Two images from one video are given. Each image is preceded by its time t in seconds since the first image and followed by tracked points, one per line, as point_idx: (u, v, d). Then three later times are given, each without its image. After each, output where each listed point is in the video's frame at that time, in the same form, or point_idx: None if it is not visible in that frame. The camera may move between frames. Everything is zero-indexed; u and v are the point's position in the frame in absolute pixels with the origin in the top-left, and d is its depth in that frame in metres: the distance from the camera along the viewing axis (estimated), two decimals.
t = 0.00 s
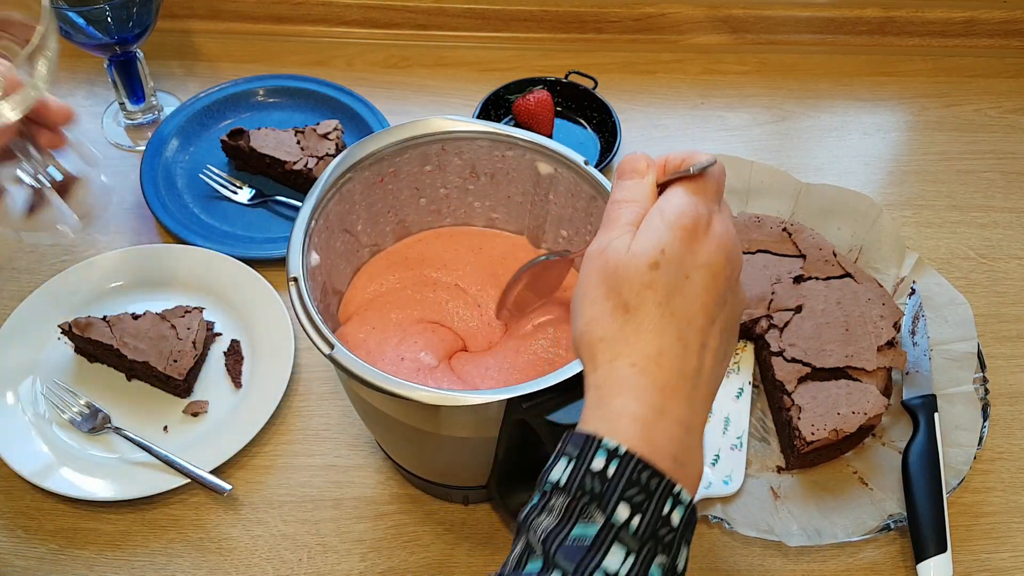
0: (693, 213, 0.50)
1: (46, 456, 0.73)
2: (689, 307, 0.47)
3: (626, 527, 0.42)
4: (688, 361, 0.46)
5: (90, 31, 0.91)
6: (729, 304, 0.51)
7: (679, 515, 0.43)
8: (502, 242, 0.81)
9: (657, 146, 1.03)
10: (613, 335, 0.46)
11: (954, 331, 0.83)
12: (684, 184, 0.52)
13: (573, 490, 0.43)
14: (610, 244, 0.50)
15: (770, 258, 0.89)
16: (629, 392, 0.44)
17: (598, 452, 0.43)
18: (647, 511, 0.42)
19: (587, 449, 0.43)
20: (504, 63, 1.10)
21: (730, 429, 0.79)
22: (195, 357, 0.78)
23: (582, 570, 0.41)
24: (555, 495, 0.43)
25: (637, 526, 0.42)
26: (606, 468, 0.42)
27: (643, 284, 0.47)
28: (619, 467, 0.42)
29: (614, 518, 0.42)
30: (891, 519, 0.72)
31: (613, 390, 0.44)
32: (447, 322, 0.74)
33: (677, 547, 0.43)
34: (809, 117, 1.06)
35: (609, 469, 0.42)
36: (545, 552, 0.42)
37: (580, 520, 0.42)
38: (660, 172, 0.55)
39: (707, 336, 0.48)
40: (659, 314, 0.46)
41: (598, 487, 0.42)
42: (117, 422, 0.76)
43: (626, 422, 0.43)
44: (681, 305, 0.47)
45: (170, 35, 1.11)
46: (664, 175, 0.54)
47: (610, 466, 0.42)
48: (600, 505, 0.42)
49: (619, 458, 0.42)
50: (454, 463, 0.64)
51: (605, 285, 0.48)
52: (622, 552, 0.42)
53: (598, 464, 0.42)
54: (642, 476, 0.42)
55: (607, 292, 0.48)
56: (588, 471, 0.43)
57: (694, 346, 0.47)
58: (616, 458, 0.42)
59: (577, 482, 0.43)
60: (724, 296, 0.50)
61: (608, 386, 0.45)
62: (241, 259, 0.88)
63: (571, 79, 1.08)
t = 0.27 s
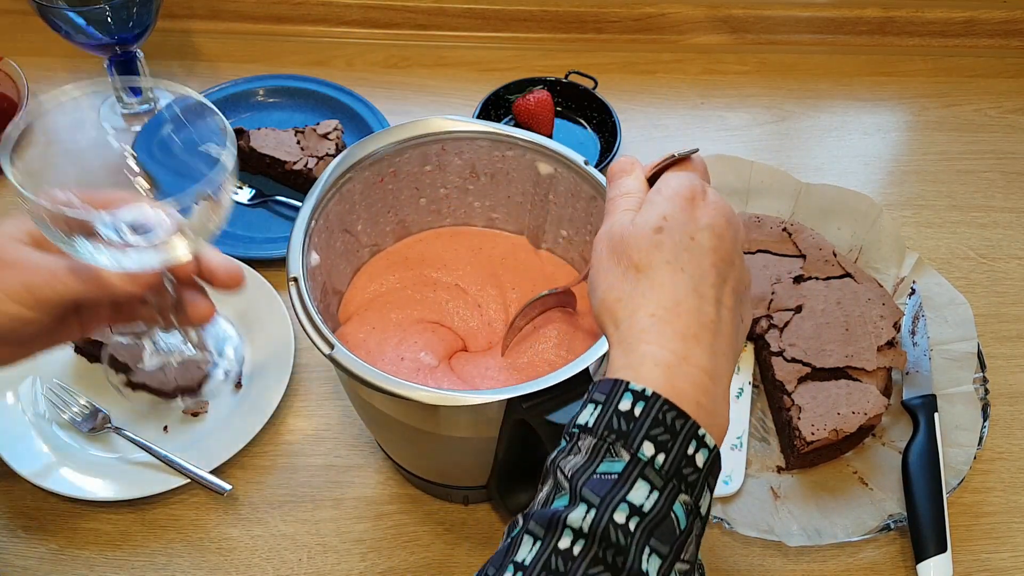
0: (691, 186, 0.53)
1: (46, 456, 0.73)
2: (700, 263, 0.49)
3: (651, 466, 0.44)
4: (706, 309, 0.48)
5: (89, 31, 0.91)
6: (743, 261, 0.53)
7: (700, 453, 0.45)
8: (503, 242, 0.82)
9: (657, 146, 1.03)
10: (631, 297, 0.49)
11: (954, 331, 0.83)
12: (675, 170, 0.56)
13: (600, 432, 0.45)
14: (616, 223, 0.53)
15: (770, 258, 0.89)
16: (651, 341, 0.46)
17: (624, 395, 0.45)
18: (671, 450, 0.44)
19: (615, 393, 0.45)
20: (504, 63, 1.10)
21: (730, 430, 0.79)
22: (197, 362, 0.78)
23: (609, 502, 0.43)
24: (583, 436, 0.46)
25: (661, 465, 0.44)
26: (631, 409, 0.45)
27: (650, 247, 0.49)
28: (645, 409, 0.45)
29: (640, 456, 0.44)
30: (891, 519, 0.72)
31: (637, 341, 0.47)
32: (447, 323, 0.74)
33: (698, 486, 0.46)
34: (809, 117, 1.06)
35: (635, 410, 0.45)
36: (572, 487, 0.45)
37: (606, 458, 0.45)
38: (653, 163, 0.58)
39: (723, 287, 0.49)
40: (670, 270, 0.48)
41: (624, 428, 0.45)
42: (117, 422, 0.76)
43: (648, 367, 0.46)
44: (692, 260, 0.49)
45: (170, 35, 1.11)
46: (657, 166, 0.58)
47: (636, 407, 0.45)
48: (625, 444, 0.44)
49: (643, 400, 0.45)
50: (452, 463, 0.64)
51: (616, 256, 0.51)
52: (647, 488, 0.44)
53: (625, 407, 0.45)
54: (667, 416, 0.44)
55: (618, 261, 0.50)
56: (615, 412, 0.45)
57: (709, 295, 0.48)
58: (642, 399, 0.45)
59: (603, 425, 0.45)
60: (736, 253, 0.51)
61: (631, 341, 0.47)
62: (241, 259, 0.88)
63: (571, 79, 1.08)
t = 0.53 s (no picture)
0: (668, 202, 0.56)
1: (46, 456, 0.73)
2: (674, 271, 0.51)
3: (625, 457, 0.45)
4: (677, 313, 0.50)
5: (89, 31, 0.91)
6: (721, 274, 0.55)
7: (672, 445, 0.46)
8: (506, 249, 0.82)
9: (657, 146, 1.03)
10: (606, 300, 0.51)
11: (954, 331, 0.83)
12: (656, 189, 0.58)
13: (576, 426, 0.46)
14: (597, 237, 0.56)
15: (770, 258, 0.89)
16: (622, 339, 0.48)
17: (597, 391, 0.46)
18: (643, 441, 0.45)
19: (588, 389, 0.47)
20: (504, 63, 1.10)
21: (731, 430, 0.79)
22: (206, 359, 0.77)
23: (584, 490, 0.44)
24: (560, 432, 0.47)
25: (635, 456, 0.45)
26: (603, 403, 0.46)
27: (627, 256, 0.52)
28: (618, 402, 0.46)
29: (613, 447, 0.45)
30: (890, 519, 0.71)
31: (610, 339, 0.49)
32: (448, 328, 0.75)
33: (673, 478, 0.46)
34: (809, 117, 1.06)
35: (607, 403, 0.46)
36: (550, 479, 0.46)
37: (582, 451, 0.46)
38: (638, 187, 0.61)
39: (698, 293, 0.51)
40: (646, 276, 0.51)
41: (598, 421, 0.46)
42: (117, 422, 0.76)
43: (620, 364, 0.47)
44: (667, 268, 0.51)
45: (170, 35, 1.11)
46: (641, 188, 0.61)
47: (608, 400, 0.46)
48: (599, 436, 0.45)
49: (614, 393, 0.46)
50: (451, 464, 0.64)
51: (594, 266, 0.53)
52: (620, 477, 0.45)
53: (597, 400, 0.46)
54: (638, 408, 0.46)
55: (596, 269, 0.53)
56: (588, 408, 0.46)
57: (683, 300, 0.50)
58: (614, 394, 0.46)
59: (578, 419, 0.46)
60: (712, 264, 0.53)
61: (605, 339, 0.49)
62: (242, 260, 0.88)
63: (571, 79, 1.08)
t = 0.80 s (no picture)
0: (696, 222, 0.54)
1: (45, 456, 0.72)
2: (699, 295, 0.50)
3: (646, 483, 0.44)
4: (699, 340, 0.48)
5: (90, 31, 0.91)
6: (741, 303, 0.53)
7: (692, 471, 0.46)
8: (512, 261, 0.83)
9: (657, 146, 1.03)
10: (628, 317, 0.49)
11: (953, 331, 0.83)
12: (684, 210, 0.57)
13: (596, 449, 0.45)
14: (618, 248, 0.54)
15: (770, 257, 0.89)
16: (644, 360, 0.47)
17: (620, 412, 0.45)
18: (665, 467, 0.45)
19: (610, 410, 0.45)
20: (503, 63, 1.10)
21: (730, 429, 0.79)
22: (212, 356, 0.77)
23: (605, 515, 0.43)
24: (579, 453, 0.45)
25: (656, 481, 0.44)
26: (625, 426, 0.45)
27: (653, 275, 0.51)
28: (641, 425, 0.45)
29: (636, 472, 0.44)
30: (889, 520, 0.72)
31: (630, 359, 0.47)
32: (450, 334, 0.75)
33: (692, 504, 0.46)
34: (808, 117, 1.07)
35: (629, 427, 0.45)
36: (569, 503, 0.44)
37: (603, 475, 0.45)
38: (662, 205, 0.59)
39: (719, 320, 0.50)
40: (671, 297, 0.49)
41: (619, 445, 0.44)
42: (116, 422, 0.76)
43: (640, 386, 0.46)
44: (692, 292, 0.50)
45: (170, 35, 1.11)
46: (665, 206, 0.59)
47: (631, 424, 0.45)
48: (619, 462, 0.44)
49: (637, 417, 0.45)
50: (450, 465, 0.64)
51: (616, 280, 0.51)
52: (643, 503, 0.44)
53: (619, 424, 0.45)
54: (661, 433, 0.45)
55: (618, 284, 0.51)
56: (610, 429, 0.45)
57: (705, 326, 0.49)
58: (637, 416, 0.45)
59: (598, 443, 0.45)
60: (734, 293, 0.52)
61: (625, 358, 0.47)
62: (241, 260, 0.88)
63: (571, 79, 1.08)
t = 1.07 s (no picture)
0: (738, 267, 0.51)
1: (45, 456, 0.72)
2: (730, 350, 0.49)
3: (657, 541, 0.44)
4: (722, 398, 0.48)
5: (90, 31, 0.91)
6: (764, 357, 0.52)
7: (700, 531, 0.46)
8: (513, 263, 0.83)
9: (657, 146, 1.03)
10: (655, 359, 0.48)
11: (953, 331, 0.83)
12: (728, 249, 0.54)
13: (611, 500, 0.44)
14: (653, 280, 0.51)
15: (770, 258, 0.89)
16: (665, 411, 0.46)
17: (638, 465, 0.44)
18: (676, 527, 0.44)
19: (627, 460, 0.44)
20: (503, 63, 1.10)
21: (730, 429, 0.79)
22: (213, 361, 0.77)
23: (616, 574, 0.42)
24: (591, 501, 0.44)
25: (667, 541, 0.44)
26: (643, 482, 0.44)
27: (690, 321, 0.48)
28: (658, 481, 0.44)
29: (649, 531, 0.43)
30: (889, 521, 0.71)
31: (650, 404, 0.46)
32: (450, 336, 0.75)
33: (694, 564, 0.46)
34: (808, 117, 1.07)
35: (648, 484, 0.44)
36: (578, 555, 0.43)
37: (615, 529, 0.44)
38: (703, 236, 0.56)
39: (742, 379, 0.50)
40: (703, 349, 0.48)
41: (636, 500, 0.44)
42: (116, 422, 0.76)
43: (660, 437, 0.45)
44: (725, 346, 0.48)
45: (170, 35, 1.11)
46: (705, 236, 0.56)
47: (649, 479, 0.44)
48: (634, 518, 0.44)
49: (657, 472, 0.44)
50: (450, 466, 0.64)
51: (649, 317, 0.49)
52: (652, 563, 0.43)
53: (637, 477, 0.44)
54: (679, 492, 0.44)
55: (649, 321, 0.49)
56: (627, 482, 0.44)
57: (730, 385, 0.48)
58: (656, 472, 0.44)
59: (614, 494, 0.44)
60: (761, 350, 0.51)
61: (648, 404, 0.46)
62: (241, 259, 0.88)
63: (571, 79, 1.08)
